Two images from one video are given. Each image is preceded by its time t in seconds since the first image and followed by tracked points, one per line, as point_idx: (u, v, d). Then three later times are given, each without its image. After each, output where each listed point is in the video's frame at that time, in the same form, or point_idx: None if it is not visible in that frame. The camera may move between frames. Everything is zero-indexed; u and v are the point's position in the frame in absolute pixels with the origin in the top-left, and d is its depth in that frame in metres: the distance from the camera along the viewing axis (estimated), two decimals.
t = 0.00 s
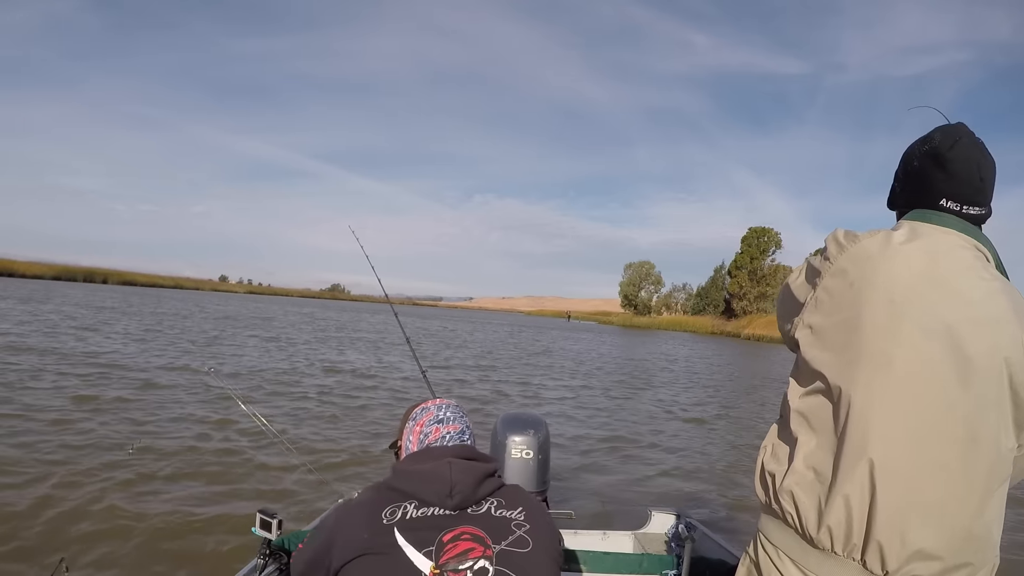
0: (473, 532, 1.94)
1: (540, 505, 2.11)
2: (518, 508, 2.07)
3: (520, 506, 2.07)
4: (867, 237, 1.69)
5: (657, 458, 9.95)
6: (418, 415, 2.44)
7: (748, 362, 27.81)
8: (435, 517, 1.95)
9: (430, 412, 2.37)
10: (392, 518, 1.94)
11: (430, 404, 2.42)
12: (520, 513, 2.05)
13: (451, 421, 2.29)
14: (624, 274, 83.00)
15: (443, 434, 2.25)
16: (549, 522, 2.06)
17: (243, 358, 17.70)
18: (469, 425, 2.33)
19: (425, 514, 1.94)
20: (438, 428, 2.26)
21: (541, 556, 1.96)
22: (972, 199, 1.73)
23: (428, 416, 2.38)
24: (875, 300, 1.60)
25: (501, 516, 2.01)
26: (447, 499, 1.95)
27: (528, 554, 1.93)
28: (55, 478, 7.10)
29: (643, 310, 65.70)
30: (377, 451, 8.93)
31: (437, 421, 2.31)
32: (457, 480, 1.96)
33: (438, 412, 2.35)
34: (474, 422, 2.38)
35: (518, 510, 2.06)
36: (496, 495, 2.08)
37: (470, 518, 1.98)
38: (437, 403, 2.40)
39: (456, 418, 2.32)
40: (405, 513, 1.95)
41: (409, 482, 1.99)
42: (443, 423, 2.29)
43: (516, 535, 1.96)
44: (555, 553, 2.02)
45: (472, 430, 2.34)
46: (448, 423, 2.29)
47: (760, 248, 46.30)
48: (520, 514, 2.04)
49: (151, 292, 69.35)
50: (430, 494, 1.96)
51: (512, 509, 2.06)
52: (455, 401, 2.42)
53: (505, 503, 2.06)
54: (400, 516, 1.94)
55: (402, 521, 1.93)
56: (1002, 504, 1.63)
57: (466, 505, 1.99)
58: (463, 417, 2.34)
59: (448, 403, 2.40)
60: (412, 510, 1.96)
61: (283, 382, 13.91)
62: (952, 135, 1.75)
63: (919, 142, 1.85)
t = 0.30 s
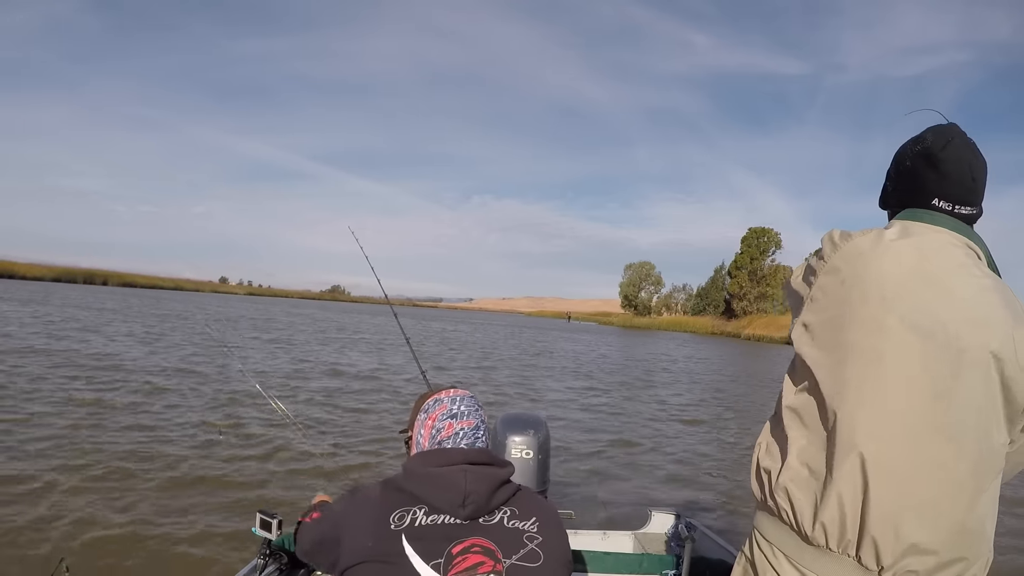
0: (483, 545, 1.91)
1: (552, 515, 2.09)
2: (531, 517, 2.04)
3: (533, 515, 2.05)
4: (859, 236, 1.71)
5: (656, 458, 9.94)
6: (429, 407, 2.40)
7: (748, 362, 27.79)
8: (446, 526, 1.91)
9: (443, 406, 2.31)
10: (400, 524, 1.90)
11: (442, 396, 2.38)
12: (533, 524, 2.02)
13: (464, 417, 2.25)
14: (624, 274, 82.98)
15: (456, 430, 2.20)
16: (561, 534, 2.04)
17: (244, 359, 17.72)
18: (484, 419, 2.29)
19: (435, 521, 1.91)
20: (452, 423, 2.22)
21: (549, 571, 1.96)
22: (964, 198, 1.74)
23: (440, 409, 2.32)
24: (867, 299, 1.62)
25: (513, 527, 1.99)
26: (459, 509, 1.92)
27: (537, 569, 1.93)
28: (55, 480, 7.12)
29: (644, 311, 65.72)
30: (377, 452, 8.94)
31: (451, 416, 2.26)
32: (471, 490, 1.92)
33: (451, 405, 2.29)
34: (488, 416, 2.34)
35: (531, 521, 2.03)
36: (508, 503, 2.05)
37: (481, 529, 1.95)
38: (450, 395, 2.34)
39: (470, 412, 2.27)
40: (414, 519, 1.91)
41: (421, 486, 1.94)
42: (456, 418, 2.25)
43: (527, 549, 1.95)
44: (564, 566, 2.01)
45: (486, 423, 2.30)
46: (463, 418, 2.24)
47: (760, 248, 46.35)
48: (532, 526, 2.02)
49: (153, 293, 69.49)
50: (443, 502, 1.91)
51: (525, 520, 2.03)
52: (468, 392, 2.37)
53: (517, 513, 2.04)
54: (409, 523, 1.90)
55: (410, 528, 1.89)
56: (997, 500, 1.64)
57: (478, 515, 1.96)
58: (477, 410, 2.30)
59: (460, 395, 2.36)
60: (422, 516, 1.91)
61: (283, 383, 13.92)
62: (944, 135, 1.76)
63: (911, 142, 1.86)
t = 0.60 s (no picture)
0: (487, 556, 1.90)
1: (562, 523, 2.05)
2: (539, 526, 2.01)
3: (542, 524, 2.01)
4: (854, 237, 1.72)
5: (656, 458, 9.95)
6: (437, 403, 2.26)
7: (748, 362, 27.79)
8: (450, 535, 1.90)
9: (453, 404, 2.18)
10: (403, 531, 1.89)
11: (451, 392, 2.24)
12: (541, 534, 1.99)
13: (475, 418, 2.13)
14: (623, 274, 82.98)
15: (466, 432, 2.09)
16: (569, 543, 2.01)
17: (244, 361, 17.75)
18: (496, 418, 2.18)
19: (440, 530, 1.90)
20: (462, 425, 2.10)
21: None
22: (959, 199, 1.76)
23: (449, 407, 2.19)
24: (862, 298, 1.63)
25: (519, 537, 1.96)
26: (464, 519, 1.90)
27: None
28: (56, 479, 7.14)
29: (643, 311, 65.70)
30: (378, 453, 8.95)
31: (460, 416, 2.14)
32: (477, 501, 1.90)
33: (461, 404, 2.17)
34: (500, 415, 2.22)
35: (539, 529, 2.00)
36: (517, 510, 2.02)
37: (486, 539, 1.93)
38: (460, 393, 2.21)
39: (481, 412, 2.15)
40: (418, 526, 1.90)
41: (426, 493, 1.92)
42: (466, 419, 2.13)
43: (532, 561, 1.93)
44: None
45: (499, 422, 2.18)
46: (473, 419, 2.12)
47: (759, 247, 46.39)
48: (540, 536, 1.98)
49: (153, 296, 69.53)
50: (448, 512, 1.90)
51: (533, 529, 2.00)
52: (480, 389, 2.23)
53: (526, 521, 2.00)
54: (412, 530, 1.89)
55: (413, 536, 1.88)
56: (994, 497, 1.65)
57: (484, 524, 1.93)
58: (489, 409, 2.17)
59: (471, 392, 2.22)
60: (426, 524, 1.90)
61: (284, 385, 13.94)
62: (938, 137, 1.77)
63: (905, 144, 1.88)
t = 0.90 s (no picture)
0: (487, 563, 1.90)
1: (564, 531, 2.04)
2: (541, 534, 2.00)
3: (545, 532, 2.01)
4: (850, 237, 1.73)
5: (656, 457, 9.97)
6: (443, 402, 2.26)
7: (748, 361, 27.81)
8: (450, 541, 1.90)
9: (458, 404, 2.18)
10: (403, 534, 1.89)
11: (456, 392, 2.23)
12: (543, 542, 1.98)
13: (480, 419, 2.13)
14: (622, 274, 83.01)
15: (471, 434, 2.10)
16: (572, 551, 2.01)
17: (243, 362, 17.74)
18: (502, 418, 2.18)
19: (440, 535, 1.89)
20: (467, 426, 2.11)
21: None
22: (953, 199, 1.77)
23: (454, 408, 2.19)
24: (858, 298, 1.64)
25: (521, 545, 1.95)
26: (464, 525, 1.90)
27: None
28: (56, 480, 7.15)
29: (643, 310, 65.70)
30: (378, 454, 8.96)
31: (466, 417, 2.14)
32: (478, 507, 1.90)
33: (467, 405, 2.17)
34: (506, 414, 2.21)
35: (542, 538, 1.99)
36: (520, 517, 2.01)
37: (487, 546, 1.93)
38: (465, 392, 2.20)
39: (487, 413, 2.15)
40: (418, 530, 1.90)
41: (426, 497, 1.92)
42: (471, 420, 2.13)
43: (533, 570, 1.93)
44: None
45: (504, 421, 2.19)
46: (479, 421, 2.13)
47: (758, 247, 46.46)
48: (542, 544, 1.98)
49: (153, 297, 69.51)
50: (447, 517, 1.90)
51: (536, 536, 1.99)
52: (485, 388, 2.22)
53: (528, 528, 2.00)
54: (412, 534, 1.89)
55: (412, 540, 1.88)
56: (990, 495, 1.65)
57: (485, 531, 1.93)
58: (495, 410, 2.17)
59: (477, 392, 2.21)
60: (426, 528, 1.90)
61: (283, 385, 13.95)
62: (932, 137, 1.78)
63: (899, 145, 1.88)
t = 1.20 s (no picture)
0: (488, 566, 1.90)
1: (565, 536, 2.04)
2: (544, 538, 2.01)
3: (547, 536, 2.01)
4: (849, 238, 1.74)
5: (656, 457, 9.97)
6: (451, 403, 2.24)
7: (747, 360, 27.83)
8: (451, 543, 1.90)
9: (466, 406, 2.16)
10: (405, 536, 1.89)
11: (467, 394, 2.21)
12: (545, 546, 1.98)
13: (488, 424, 2.12)
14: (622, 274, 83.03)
15: (477, 438, 2.08)
16: (573, 554, 2.01)
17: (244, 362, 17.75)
18: (510, 422, 2.17)
19: (442, 537, 1.90)
20: (474, 430, 2.09)
21: None
22: (949, 200, 1.77)
23: (462, 410, 2.17)
24: (857, 298, 1.65)
25: (523, 548, 1.96)
26: (466, 528, 1.91)
27: None
28: (57, 481, 7.17)
29: (643, 309, 65.68)
30: (378, 454, 8.97)
31: (473, 421, 2.12)
32: (480, 511, 1.90)
33: (475, 408, 2.14)
34: (513, 420, 2.20)
35: (544, 541, 2.00)
36: (522, 520, 2.01)
37: (489, 549, 1.93)
38: (475, 395, 2.18)
39: (495, 418, 2.14)
40: (420, 532, 1.90)
41: (428, 499, 1.92)
42: (479, 424, 2.11)
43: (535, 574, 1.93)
44: None
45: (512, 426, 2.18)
46: (486, 425, 2.11)
47: (757, 245, 46.47)
48: (544, 547, 1.98)
49: (153, 298, 69.54)
50: (450, 520, 1.90)
51: (538, 540, 1.99)
52: (495, 391, 2.21)
53: (530, 532, 2.00)
54: (414, 535, 1.89)
55: (415, 542, 1.88)
56: (992, 491, 1.66)
57: (487, 535, 1.93)
58: (503, 414, 2.16)
59: (488, 395, 2.19)
60: (428, 529, 1.90)
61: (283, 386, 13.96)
62: (928, 139, 1.79)
63: (895, 147, 1.89)
